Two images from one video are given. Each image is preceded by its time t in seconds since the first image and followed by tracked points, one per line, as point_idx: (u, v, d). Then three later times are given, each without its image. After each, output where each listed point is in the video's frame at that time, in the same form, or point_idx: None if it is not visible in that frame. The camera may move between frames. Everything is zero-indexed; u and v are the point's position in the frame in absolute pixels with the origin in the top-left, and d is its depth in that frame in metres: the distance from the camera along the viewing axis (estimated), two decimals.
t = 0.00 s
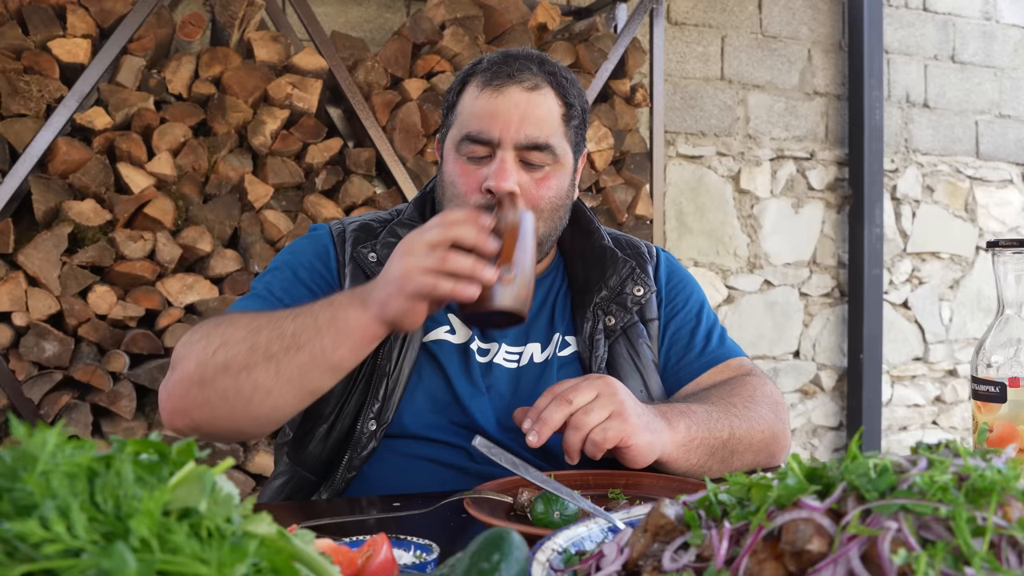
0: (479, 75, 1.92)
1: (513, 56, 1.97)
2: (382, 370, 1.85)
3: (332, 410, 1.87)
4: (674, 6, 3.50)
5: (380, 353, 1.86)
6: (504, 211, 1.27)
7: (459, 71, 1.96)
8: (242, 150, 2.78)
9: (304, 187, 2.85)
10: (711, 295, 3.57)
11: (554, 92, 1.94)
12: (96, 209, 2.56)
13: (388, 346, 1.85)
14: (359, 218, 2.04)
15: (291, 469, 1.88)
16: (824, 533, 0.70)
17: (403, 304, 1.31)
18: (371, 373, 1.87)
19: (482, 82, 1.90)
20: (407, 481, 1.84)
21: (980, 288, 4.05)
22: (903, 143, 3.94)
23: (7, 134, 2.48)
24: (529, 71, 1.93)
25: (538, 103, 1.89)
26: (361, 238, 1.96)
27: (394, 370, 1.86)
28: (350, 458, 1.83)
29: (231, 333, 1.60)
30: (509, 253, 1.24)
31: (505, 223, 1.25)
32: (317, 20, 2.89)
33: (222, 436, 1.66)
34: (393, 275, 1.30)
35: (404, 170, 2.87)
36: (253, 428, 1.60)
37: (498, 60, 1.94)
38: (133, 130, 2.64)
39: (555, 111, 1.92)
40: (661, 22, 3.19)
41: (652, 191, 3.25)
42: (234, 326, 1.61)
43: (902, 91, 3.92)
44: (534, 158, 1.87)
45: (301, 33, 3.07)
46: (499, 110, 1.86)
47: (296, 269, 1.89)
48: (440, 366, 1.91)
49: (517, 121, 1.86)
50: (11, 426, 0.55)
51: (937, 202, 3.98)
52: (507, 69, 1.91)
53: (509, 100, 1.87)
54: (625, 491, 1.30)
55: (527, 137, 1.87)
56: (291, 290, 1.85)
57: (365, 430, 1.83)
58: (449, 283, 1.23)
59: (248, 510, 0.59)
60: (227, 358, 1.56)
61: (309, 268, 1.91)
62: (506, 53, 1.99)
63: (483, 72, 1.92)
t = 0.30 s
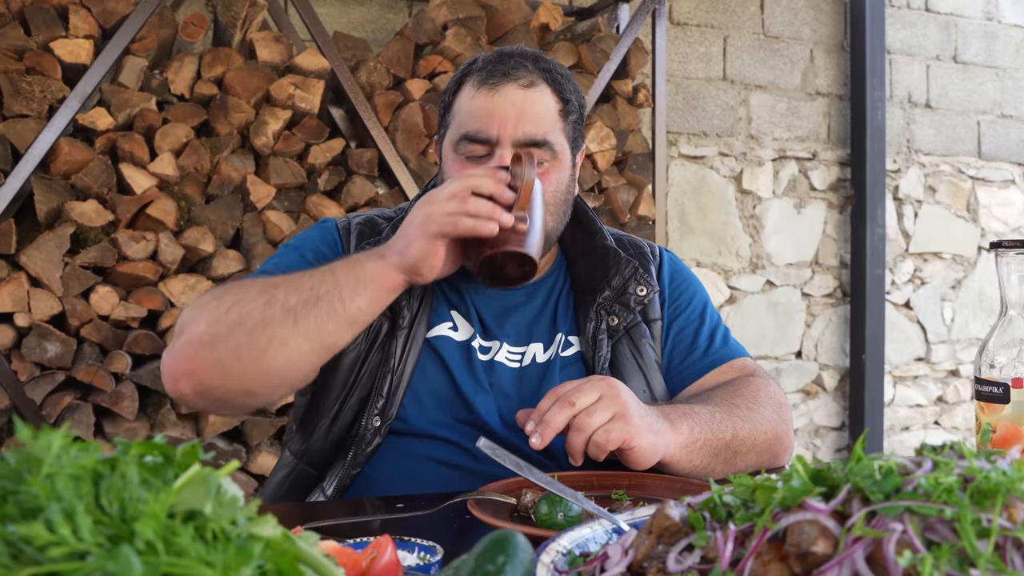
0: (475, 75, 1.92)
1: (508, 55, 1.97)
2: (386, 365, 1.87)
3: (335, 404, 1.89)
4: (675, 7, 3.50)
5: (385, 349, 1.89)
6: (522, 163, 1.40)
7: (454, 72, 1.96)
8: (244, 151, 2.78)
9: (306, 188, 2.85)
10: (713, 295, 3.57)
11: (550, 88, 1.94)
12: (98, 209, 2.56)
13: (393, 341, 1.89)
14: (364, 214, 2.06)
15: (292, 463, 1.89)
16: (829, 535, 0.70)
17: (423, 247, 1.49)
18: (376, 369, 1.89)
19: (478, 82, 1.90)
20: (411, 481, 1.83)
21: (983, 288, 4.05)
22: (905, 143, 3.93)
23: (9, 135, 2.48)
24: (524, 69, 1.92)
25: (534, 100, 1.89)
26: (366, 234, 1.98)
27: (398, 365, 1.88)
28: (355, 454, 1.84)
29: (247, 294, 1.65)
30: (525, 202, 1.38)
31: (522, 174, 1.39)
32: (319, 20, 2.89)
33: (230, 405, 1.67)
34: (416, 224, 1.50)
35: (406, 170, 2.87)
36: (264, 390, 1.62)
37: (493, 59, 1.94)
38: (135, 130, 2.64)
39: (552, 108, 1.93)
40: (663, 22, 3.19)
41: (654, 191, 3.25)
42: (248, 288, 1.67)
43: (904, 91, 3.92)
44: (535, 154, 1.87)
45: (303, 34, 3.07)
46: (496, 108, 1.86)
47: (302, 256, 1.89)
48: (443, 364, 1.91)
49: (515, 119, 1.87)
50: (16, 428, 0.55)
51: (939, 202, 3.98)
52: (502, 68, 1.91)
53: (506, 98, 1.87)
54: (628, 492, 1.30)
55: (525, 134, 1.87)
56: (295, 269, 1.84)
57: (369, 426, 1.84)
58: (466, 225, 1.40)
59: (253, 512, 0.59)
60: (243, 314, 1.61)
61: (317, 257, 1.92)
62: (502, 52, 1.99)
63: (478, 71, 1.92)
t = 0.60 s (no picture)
0: (473, 74, 1.92)
1: (506, 53, 1.96)
2: (386, 361, 1.88)
3: (333, 399, 1.89)
4: (676, 7, 3.50)
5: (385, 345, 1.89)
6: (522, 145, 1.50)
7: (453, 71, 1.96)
8: (245, 151, 2.78)
9: (307, 188, 2.86)
10: (713, 296, 3.58)
11: (548, 86, 1.94)
12: (99, 210, 2.57)
13: (393, 338, 1.89)
14: (366, 211, 2.07)
15: (290, 457, 1.89)
16: (829, 536, 0.70)
17: (423, 213, 1.58)
18: (376, 365, 1.90)
19: (477, 80, 1.90)
20: (411, 480, 1.84)
21: (983, 290, 4.05)
22: (906, 144, 3.94)
23: (9, 135, 2.48)
24: (523, 66, 1.92)
25: (533, 98, 1.89)
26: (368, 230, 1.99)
27: (398, 361, 1.88)
28: (354, 451, 1.84)
29: (247, 264, 1.65)
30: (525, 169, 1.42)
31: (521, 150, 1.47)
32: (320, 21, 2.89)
33: (227, 377, 1.64)
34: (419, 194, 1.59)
35: (406, 170, 2.87)
36: (260, 359, 1.59)
37: (491, 58, 1.93)
38: (136, 130, 2.65)
39: (550, 105, 1.93)
40: (664, 23, 3.19)
41: (654, 192, 3.25)
42: (250, 259, 1.67)
43: (904, 92, 3.92)
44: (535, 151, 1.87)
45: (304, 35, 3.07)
46: (495, 106, 1.87)
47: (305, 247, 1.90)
48: (442, 362, 1.92)
49: (515, 117, 1.87)
50: (18, 429, 0.55)
51: (940, 203, 3.98)
52: (501, 65, 1.91)
53: (505, 96, 1.87)
54: (629, 493, 1.30)
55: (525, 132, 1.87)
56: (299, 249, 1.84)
57: (369, 422, 1.84)
58: (465, 185, 1.45)
59: (254, 513, 0.59)
60: (241, 281, 1.61)
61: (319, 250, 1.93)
62: (499, 50, 1.98)
63: (476, 70, 1.92)
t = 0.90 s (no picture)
0: (472, 74, 1.92)
1: (505, 53, 1.96)
2: (386, 359, 1.88)
3: (331, 395, 1.89)
4: (676, 9, 3.51)
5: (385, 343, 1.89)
6: (522, 135, 1.50)
7: (453, 71, 1.97)
8: (245, 152, 2.78)
9: (307, 189, 2.86)
10: (713, 297, 3.58)
11: (547, 85, 1.95)
12: (99, 211, 2.57)
13: (393, 336, 1.89)
14: (367, 209, 2.08)
15: (287, 455, 1.88)
16: (826, 538, 0.70)
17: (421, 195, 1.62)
18: (375, 363, 1.90)
19: (476, 80, 1.90)
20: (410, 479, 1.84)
21: (982, 291, 4.05)
22: (905, 145, 3.94)
23: (9, 136, 2.48)
24: (522, 66, 1.92)
25: (532, 97, 1.89)
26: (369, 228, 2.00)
27: (398, 360, 1.88)
28: (353, 449, 1.84)
29: (245, 245, 1.70)
30: (524, 157, 1.43)
31: (520, 139, 1.48)
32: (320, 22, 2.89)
33: (218, 356, 1.68)
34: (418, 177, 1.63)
35: (406, 171, 2.87)
36: (253, 339, 1.64)
37: (490, 58, 1.93)
38: (136, 131, 2.65)
39: (549, 104, 1.93)
40: (663, 24, 3.19)
41: (654, 192, 3.25)
42: (246, 241, 1.72)
43: (903, 93, 3.93)
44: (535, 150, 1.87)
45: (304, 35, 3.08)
46: (494, 105, 1.87)
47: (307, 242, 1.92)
48: (441, 363, 1.92)
49: (514, 115, 1.87)
50: (21, 430, 0.55)
51: (939, 204, 3.99)
52: (500, 65, 1.91)
53: (504, 95, 1.88)
54: (629, 494, 1.31)
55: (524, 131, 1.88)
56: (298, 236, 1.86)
57: (369, 420, 1.84)
58: (462, 167, 1.50)
59: (255, 513, 0.60)
60: (238, 261, 1.66)
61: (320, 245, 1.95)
62: (498, 50, 1.98)
63: (476, 70, 1.92)
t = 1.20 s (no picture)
0: (470, 76, 1.92)
1: (502, 54, 1.97)
2: (385, 360, 1.88)
3: (330, 397, 1.90)
4: (675, 9, 3.51)
5: (384, 344, 1.90)
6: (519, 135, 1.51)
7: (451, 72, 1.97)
8: (245, 152, 2.78)
9: (307, 190, 2.86)
10: (712, 297, 3.59)
11: (545, 87, 1.95)
12: (99, 211, 2.57)
13: (392, 337, 1.90)
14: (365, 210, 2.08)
15: (287, 456, 1.88)
16: (823, 539, 0.71)
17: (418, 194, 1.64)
18: (374, 364, 1.90)
19: (474, 82, 1.91)
20: (410, 480, 1.84)
21: (982, 291, 4.05)
22: (904, 145, 3.94)
23: (9, 137, 2.49)
24: (519, 67, 1.92)
25: (530, 99, 1.90)
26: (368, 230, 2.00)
27: (397, 361, 1.89)
28: (353, 451, 1.84)
29: (243, 245, 1.70)
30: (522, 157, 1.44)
31: (518, 139, 1.49)
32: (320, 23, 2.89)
33: (216, 356, 1.68)
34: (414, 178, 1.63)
35: (405, 172, 2.88)
36: (250, 339, 1.64)
37: (487, 59, 1.94)
38: (136, 132, 2.65)
39: (548, 106, 1.94)
40: (663, 25, 3.20)
41: (653, 193, 3.26)
42: (244, 242, 1.72)
43: (903, 94, 3.93)
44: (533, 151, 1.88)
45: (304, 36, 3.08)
46: (492, 107, 1.88)
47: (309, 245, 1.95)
48: (439, 366, 1.92)
49: (512, 117, 1.88)
50: (22, 431, 0.55)
51: (938, 204, 3.99)
52: (498, 67, 1.91)
53: (502, 96, 1.88)
54: (627, 495, 1.31)
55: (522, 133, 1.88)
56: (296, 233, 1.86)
57: (368, 421, 1.84)
58: (460, 168, 1.50)
59: (255, 514, 0.60)
60: (235, 261, 1.66)
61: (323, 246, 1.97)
62: (496, 52, 1.99)
63: (474, 72, 1.92)
